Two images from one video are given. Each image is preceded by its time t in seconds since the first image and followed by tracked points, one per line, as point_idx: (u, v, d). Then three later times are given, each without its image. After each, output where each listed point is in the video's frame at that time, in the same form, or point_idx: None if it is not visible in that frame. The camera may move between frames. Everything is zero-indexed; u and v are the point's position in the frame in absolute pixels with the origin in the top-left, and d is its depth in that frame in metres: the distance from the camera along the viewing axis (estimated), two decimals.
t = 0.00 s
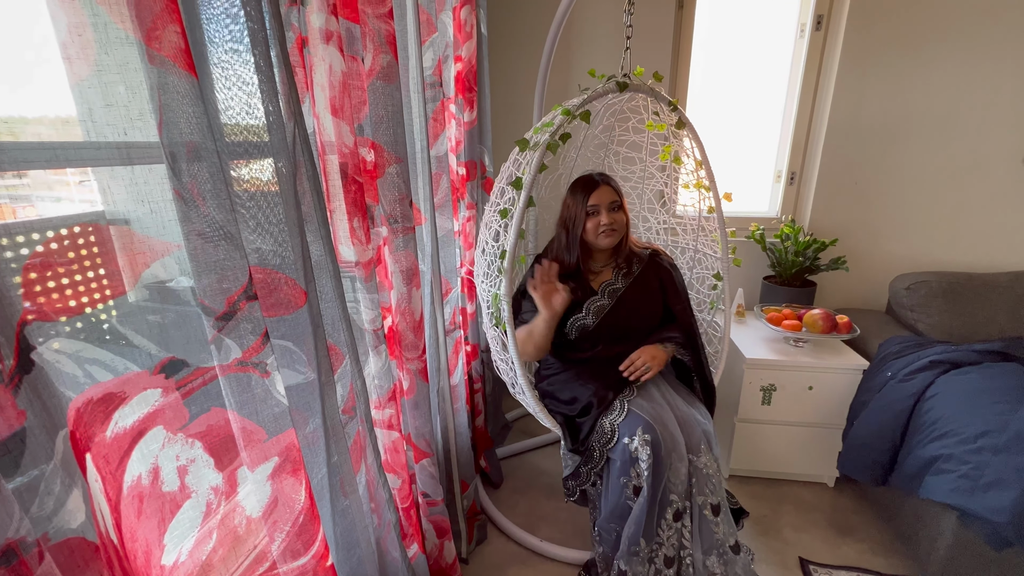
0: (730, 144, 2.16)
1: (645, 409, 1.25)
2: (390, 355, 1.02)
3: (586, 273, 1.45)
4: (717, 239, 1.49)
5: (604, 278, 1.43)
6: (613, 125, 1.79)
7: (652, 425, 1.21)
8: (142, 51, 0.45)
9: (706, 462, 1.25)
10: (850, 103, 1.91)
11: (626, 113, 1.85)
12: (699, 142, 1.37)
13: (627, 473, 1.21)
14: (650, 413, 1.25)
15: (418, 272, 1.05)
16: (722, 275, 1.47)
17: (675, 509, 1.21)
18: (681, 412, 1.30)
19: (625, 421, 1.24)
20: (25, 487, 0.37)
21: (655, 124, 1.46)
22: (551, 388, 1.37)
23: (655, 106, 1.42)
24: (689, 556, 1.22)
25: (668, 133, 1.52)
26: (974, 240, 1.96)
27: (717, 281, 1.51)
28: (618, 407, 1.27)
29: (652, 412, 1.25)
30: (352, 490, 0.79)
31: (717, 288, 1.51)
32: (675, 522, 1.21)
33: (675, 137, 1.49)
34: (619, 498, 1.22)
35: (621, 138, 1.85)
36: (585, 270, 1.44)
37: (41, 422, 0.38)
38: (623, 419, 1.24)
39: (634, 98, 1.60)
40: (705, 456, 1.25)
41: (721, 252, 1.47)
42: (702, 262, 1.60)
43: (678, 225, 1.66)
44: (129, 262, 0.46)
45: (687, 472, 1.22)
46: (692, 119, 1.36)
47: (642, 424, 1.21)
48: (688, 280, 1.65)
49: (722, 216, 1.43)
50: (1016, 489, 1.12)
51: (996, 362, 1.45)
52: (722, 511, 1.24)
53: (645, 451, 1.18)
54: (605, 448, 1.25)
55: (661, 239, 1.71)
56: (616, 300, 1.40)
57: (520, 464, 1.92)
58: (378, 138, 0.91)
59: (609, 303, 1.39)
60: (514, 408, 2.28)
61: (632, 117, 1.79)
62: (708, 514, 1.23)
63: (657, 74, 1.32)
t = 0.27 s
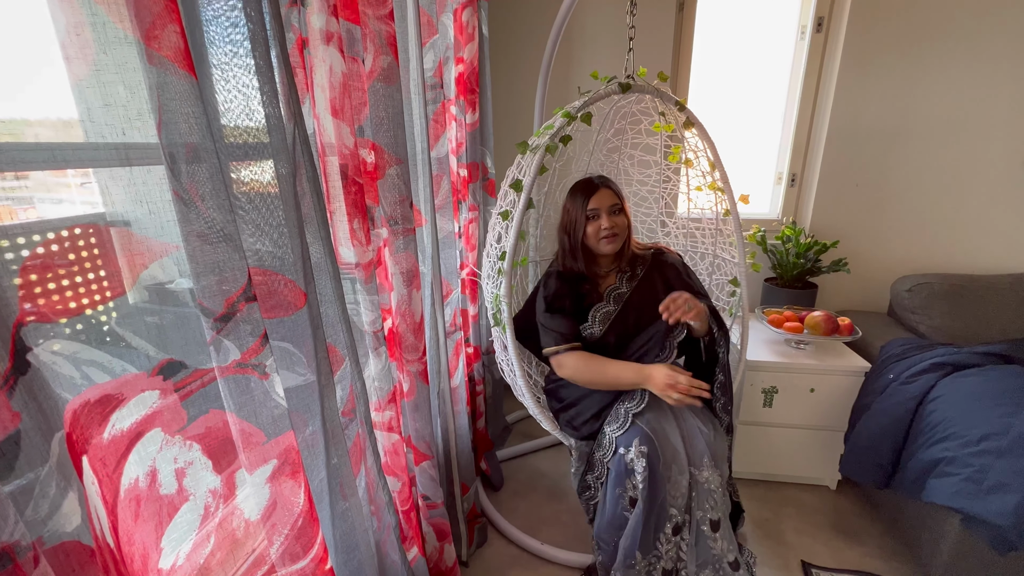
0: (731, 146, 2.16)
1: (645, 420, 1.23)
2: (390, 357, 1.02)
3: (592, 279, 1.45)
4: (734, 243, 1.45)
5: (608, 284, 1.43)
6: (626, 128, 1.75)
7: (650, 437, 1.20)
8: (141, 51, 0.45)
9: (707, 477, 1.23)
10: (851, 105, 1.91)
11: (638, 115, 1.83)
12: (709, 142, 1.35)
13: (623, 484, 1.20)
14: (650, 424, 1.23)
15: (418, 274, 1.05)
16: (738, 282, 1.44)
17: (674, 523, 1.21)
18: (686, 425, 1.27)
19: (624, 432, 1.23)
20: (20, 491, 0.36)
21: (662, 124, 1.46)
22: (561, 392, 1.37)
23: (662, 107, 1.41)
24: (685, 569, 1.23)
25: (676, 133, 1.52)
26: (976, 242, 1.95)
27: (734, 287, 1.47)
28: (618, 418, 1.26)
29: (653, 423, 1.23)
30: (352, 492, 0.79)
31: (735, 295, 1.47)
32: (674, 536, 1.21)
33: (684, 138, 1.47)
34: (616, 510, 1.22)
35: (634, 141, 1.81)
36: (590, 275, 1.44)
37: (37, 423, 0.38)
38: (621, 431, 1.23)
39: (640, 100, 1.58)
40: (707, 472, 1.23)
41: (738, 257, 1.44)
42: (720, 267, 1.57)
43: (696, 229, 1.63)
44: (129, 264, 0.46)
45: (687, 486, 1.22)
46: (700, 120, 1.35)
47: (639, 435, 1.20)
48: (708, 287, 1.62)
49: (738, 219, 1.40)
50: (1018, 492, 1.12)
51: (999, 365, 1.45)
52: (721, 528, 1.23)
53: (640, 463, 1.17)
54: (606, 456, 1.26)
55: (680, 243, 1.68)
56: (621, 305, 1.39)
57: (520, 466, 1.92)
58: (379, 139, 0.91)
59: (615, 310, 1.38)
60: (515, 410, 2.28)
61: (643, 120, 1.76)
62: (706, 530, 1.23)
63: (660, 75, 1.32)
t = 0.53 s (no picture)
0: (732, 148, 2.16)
1: (641, 427, 1.23)
2: (390, 359, 1.01)
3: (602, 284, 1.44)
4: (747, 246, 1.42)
5: (619, 289, 1.42)
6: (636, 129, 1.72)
7: (643, 444, 1.19)
8: (138, 49, 0.44)
9: (704, 488, 1.21)
10: (853, 107, 1.90)
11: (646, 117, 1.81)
12: (716, 142, 1.34)
13: (615, 490, 1.20)
14: (645, 431, 1.22)
15: (418, 276, 1.04)
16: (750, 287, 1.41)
17: (667, 532, 1.20)
18: (684, 434, 1.25)
19: (618, 437, 1.23)
20: (8, 497, 0.36)
21: (667, 125, 1.46)
22: (568, 395, 1.38)
23: (666, 107, 1.40)
24: None
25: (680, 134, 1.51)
26: (979, 244, 1.94)
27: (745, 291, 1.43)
28: (614, 424, 1.26)
29: (648, 431, 1.23)
30: (351, 497, 0.78)
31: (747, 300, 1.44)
32: (667, 544, 1.20)
33: (691, 139, 1.46)
34: (610, 515, 1.22)
35: (644, 142, 1.78)
36: (601, 278, 1.43)
37: (27, 428, 0.37)
38: (616, 436, 1.23)
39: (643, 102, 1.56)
40: (703, 482, 1.21)
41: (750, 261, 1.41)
42: (734, 271, 1.54)
43: (712, 232, 1.60)
44: (126, 265, 0.45)
45: (681, 496, 1.20)
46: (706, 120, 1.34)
47: (633, 442, 1.20)
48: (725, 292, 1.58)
49: (750, 220, 1.36)
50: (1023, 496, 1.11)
51: (1002, 367, 1.44)
52: (716, 540, 1.22)
53: (631, 469, 1.17)
54: (602, 461, 1.26)
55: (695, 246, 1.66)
56: (634, 311, 1.39)
57: (521, 469, 1.91)
58: (379, 140, 0.90)
59: (628, 316, 1.38)
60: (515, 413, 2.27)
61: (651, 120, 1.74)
62: (699, 540, 1.22)
63: (663, 76, 1.31)
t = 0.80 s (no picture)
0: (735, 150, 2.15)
1: (636, 430, 1.23)
2: (390, 364, 1.00)
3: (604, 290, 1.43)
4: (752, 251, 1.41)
5: (619, 296, 1.42)
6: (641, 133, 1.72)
7: (638, 447, 1.19)
8: (136, 52, 0.44)
9: (703, 495, 1.19)
10: (855, 110, 1.90)
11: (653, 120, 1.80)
12: (719, 146, 1.33)
13: (611, 494, 1.19)
14: (640, 434, 1.22)
15: (419, 279, 1.03)
16: (755, 293, 1.40)
17: (665, 539, 1.17)
18: (681, 440, 1.24)
19: (613, 440, 1.22)
20: None
21: (670, 128, 1.44)
22: (566, 399, 1.39)
23: (668, 111, 1.40)
24: None
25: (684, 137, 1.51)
26: (982, 248, 1.93)
27: (751, 298, 1.42)
28: (609, 427, 1.26)
29: (644, 435, 1.22)
30: (350, 503, 0.77)
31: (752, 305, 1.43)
32: (665, 551, 1.18)
33: (694, 143, 1.45)
34: (606, 519, 1.21)
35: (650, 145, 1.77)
36: (602, 285, 1.42)
37: (18, 437, 0.37)
38: (610, 439, 1.23)
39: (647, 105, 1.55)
40: (702, 489, 1.20)
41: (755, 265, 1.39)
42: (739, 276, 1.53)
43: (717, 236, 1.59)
44: (127, 269, 0.45)
45: (679, 502, 1.18)
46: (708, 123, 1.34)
47: (627, 445, 1.19)
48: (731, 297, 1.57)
49: (754, 224, 1.35)
50: None
51: (1007, 373, 1.42)
52: (716, 548, 1.19)
53: (626, 472, 1.16)
54: (598, 465, 1.25)
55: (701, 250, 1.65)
56: (635, 318, 1.37)
57: (521, 473, 1.90)
58: (379, 143, 0.90)
59: (629, 324, 1.37)
60: (516, 417, 2.26)
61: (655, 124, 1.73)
62: (699, 548, 1.19)
63: (666, 79, 1.31)
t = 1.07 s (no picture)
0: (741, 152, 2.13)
1: (636, 432, 1.21)
2: (390, 368, 0.98)
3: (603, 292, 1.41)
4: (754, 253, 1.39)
5: (618, 297, 1.40)
6: (642, 133, 1.70)
7: (638, 449, 1.17)
8: (127, 47, 0.42)
9: (704, 499, 1.18)
10: (863, 111, 1.87)
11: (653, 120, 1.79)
12: (722, 147, 1.32)
13: (611, 497, 1.17)
14: (640, 437, 1.20)
15: (420, 282, 1.02)
16: (755, 295, 1.38)
17: (665, 544, 1.16)
18: (681, 443, 1.22)
19: (612, 442, 1.21)
20: None
21: (672, 129, 1.43)
22: (565, 401, 1.37)
23: (671, 112, 1.38)
24: None
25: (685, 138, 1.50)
26: (992, 252, 1.91)
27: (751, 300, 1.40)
28: (609, 429, 1.24)
29: (644, 438, 1.20)
30: (348, 510, 0.76)
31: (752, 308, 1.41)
32: (666, 557, 1.16)
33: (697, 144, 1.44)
34: (606, 523, 1.19)
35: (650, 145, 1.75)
36: (601, 286, 1.40)
37: None
38: (610, 442, 1.21)
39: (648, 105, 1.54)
40: (703, 493, 1.18)
41: (756, 268, 1.38)
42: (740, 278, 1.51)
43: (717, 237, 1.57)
44: (129, 268, 0.45)
45: (680, 506, 1.17)
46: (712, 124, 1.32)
47: (627, 448, 1.18)
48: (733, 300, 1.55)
49: (756, 226, 1.34)
50: None
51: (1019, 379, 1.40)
52: (718, 553, 1.17)
53: (625, 475, 1.14)
54: (597, 468, 1.23)
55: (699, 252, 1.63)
56: (634, 320, 1.36)
57: (523, 477, 1.88)
58: (380, 143, 0.88)
59: (628, 325, 1.35)
60: (518, 420, 2.24)
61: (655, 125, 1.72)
62: (700, 553, 1.17)
63: (669, 79, 1.29)
